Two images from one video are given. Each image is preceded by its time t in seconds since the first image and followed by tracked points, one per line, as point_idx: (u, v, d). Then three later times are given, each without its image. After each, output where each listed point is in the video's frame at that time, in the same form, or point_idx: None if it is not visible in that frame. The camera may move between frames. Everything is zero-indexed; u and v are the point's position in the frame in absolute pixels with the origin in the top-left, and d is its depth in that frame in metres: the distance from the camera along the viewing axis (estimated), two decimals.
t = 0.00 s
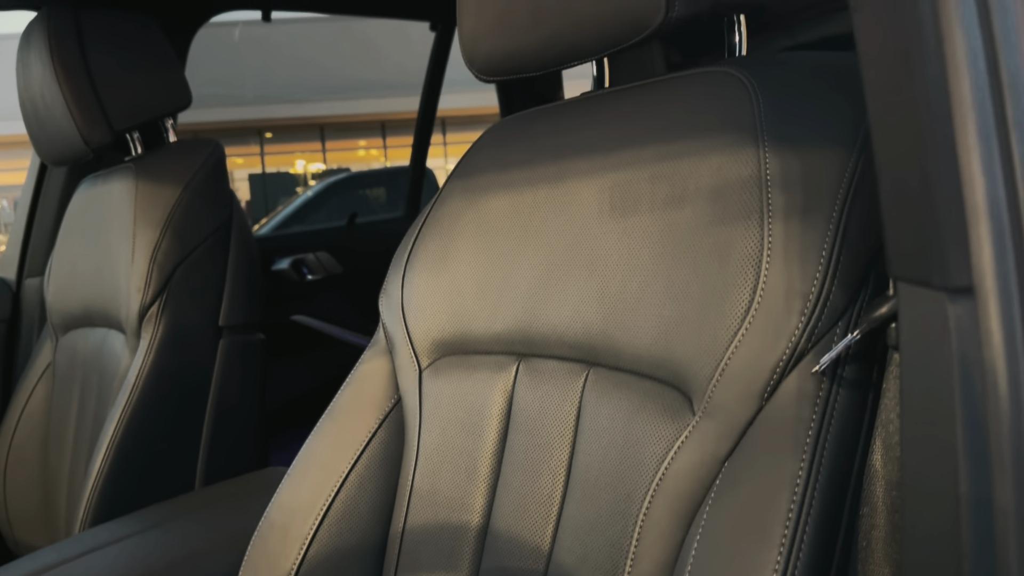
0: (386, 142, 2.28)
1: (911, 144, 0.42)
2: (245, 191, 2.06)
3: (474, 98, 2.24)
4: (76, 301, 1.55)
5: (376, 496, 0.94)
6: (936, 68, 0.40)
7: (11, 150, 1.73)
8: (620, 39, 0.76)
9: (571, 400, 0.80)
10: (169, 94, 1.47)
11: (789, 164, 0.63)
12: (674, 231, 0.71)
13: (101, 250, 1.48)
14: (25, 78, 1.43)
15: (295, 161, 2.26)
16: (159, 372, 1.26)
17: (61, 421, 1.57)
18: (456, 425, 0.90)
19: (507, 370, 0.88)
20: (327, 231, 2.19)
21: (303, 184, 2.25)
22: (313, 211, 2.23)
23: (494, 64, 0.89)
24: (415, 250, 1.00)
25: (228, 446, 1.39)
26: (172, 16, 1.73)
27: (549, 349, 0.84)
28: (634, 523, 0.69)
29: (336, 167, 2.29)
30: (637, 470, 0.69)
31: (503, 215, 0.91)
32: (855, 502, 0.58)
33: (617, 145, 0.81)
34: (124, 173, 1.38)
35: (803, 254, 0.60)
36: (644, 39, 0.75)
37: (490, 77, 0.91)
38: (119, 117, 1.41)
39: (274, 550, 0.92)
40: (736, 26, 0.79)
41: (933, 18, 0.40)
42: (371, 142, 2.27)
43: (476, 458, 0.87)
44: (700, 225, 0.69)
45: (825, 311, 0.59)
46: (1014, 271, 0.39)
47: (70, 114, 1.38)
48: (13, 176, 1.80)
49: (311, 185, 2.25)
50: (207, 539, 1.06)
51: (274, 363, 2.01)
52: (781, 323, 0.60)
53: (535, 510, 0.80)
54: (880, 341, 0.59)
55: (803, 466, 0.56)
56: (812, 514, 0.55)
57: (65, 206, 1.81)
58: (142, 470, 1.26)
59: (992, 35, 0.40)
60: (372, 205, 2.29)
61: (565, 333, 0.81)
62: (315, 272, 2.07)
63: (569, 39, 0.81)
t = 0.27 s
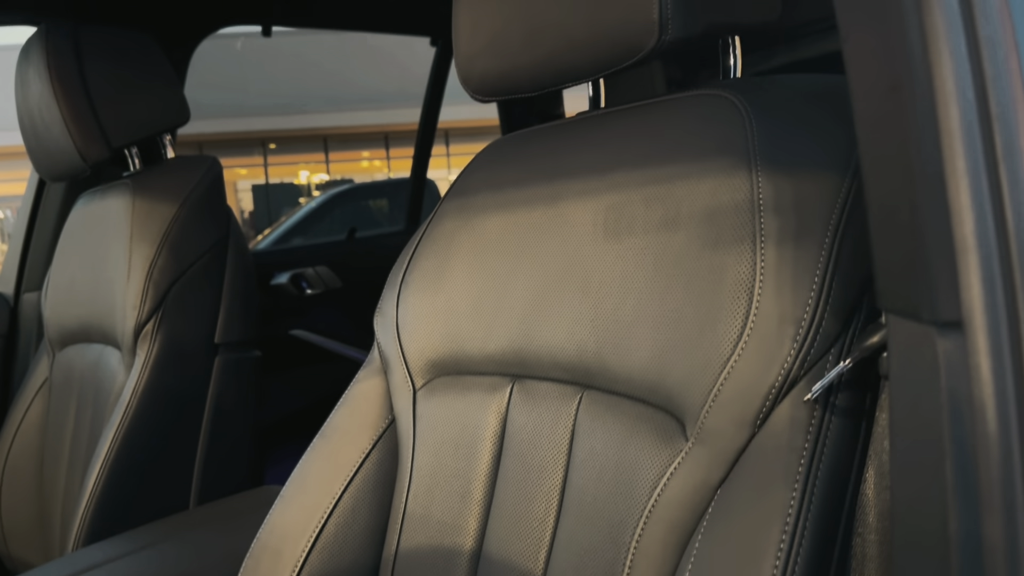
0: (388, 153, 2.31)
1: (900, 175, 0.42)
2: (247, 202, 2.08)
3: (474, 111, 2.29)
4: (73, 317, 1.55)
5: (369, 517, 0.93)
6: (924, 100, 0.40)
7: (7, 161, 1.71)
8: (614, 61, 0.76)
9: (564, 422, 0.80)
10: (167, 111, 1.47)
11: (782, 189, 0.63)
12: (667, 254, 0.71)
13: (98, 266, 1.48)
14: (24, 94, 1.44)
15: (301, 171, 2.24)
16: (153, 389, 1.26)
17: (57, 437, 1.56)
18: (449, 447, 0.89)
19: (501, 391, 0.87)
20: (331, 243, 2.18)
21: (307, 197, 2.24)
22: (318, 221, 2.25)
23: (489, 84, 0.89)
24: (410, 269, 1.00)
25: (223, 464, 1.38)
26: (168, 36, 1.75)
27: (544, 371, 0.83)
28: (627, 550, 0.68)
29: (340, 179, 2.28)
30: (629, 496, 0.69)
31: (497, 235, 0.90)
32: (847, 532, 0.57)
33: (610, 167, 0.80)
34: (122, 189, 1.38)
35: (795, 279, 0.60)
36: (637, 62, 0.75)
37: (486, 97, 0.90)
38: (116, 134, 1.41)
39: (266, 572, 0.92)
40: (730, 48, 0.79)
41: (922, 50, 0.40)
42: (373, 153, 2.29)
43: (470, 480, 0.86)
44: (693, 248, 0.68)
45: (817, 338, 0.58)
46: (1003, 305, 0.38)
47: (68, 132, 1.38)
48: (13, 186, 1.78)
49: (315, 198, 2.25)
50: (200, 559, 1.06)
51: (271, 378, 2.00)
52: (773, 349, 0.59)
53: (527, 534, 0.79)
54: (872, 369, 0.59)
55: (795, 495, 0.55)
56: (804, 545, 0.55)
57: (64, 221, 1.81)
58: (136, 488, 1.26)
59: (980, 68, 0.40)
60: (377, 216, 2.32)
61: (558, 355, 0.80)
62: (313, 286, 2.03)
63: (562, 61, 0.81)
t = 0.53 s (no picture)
0: (391, 163, 2.34)
1: (891, 209, 0.42)
2: (251, 211, 2.08)
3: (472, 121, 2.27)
4: (71, 332, 1.55)
5: (365, 538, 0.93)
6: (914, 135, 0.40)
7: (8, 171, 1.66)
8: (609, 84, 0.76)
9: (560, 445, 0.79)
10: (166, 127, 1.48)
11: (775, 215, 0.63)
12: (661, 277, 0.71)
13: (97, 281, 1.48)
14: (24, 110, 1.44)
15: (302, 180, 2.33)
16: (151, 406, 1.26)
17: (55, 453, 1.56)
18: (445, 467, 0.89)
19: (497, 412, 0.87)
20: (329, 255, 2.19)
21: (309, 205, 2.30)
22: (319, 233, 2.25)
23: (485, 105, 0.89)
24: (406, 288, 0.99)
25: (220, 480, 1.38)
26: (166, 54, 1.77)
27: (539, 392, 0.83)
28: None
29: (342, 188, 2.34)
30: (624, 521, 0.69)
31: (494, 256, 0.90)
32: (841, 561, 0.57)
33: (605, 189, 0.81)
34: (120, 205, 1.39)
35: (788, 306, 0.60)
36: (632, 85, 0.75)
37: (483, 118, 0.91)
38: (115, 150, 1.42)
39: None
40: (726, 72, 0.79)
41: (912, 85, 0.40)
42: (375, 162, 2.37)
43: (465, 502, 0.86)
44: (688, 272, 0.68)
45: (811, 365, 0.58)
46: (993, 344, 0.38)
47: (67, 147, 1.38)
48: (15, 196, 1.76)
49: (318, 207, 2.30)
50: None
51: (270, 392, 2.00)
52: (767, 377, 0.59)
53: (522, 557, 0.79)
54: (866, 397, 0.59)
55: (788, 525, 0.55)
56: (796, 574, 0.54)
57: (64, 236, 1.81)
58: (133, 505, 1.25)
59: (970, 100, 0.39)
60: (379, 226, 2.32)
61: (553, 376, 0.80)
62: (313, 298, 2.06)
63: (558, 83, 0.81)
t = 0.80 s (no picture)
0: (394, 173, 2.28)
1: (885, 241, 0.42)
2: (253, 221, 2.07)
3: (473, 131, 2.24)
4: (72, 346, 1.55)
5: (362, 556, 0.93)
6: (907, 169, 0.41)
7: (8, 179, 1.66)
8: (607, 106, 0.76)
9: (557, 466, 0.79)
10: (168, 143, 1.48)
11: (772, 239, 0.63)
12: (658, 299, 0.71)
13: (98, 295, 1.48)
14: (27, 124, 1.45)
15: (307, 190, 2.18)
16: (150, 422, 1.26)
17: (54, 467, 1.56)
18: (443, 487, 0.89)
19: (494, 431, 0.87)
20: (331, 271, 2.16)
21: (312, 216, 2.21)
22: (323, 241, 2.20)
23: (484, 124, 0.89)
24: (406, 305, 1.00)
25: (218, 496, 1.38)
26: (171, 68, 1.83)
27: (537, 413, 0.83)
28: None
29: (347, 199, 2.24)
30: (620, 543, 0.69)
31: (492, 275, 0.90)
32: None
33: (603, 210, 0.81)
34: (122, 220, 1.39)
35: (784, 331, 0.60)
36: (630, 107, 0.75)
37: (483, 137, 0.91)
38: (117, 165, 1.42)
39: None
40: (724, 94, 0.81)
41: (905, 121, 0.41)
42: (380, 173, 2.26)
43: (462, 521, 0.86)
44: (685, 295, 0.68)
45: (806, 391, 0.58)
46: (983, 378, 0.38)
47: (70, 162, 1.39)
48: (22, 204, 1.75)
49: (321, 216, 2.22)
50: None
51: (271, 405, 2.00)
52: (763, 402, 0.59)
53: None
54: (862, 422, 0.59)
55: (783, 551, 0.55)
56: None
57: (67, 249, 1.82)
58: (132, 521, 1.25)
59: (962, 134, 0.40)
60: (382, 236, 2.28)
61: (551, 397, 0.80)
62: (314, 313, 2.08)
63: (556, 104, 0.81)
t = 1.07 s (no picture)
0: (399, 182, 2.31)
1: (878, 270, 0.43)
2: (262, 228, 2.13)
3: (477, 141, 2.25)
4: (75, 359, 1.55)
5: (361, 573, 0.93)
6: (900, 198, 0.41)
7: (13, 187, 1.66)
8: (606, 126, 0.77)
9: (555, 484, 0.80)
10: (170, 156, 1.50)
11: (769, 261, 0.63)
12: (656, 320, 0.71)
13: (101, 308, 1.49)
14: (33, 138, 1.46)
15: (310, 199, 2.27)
16: (152, 436, 1.26)
17: (56, 479, 1.56)
18: (442, 503, 0.89)
19: (494, 449, 0.87)
20: (332, 285, 2.16)
21: (319, 224, 2.26)
22: (328, 249, 2.22)
23: (485, 142, 0.90)
24: (406, 320, 1.00)
25: (218, 508, 1.38)
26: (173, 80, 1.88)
27: (536, 431, 0.83)
28: None
29: (352, 208, 2.30)
30: (617, 564, 0.69)
31: (493, 292, 0.91)
32: None
33: (601, 230, 0.81)
34: (125, 233, 1.39)
35: (780, 354, 0.60)
36: (629, 128, 0.75)
37: (483, 155, 0.91)
38: (120, 178, 1.43)
39: None
40: (723, 114, 0.81)
41: (899, 150, 0.41)
42: (385, 182, 2.31)
43: (461, 538, 0.86)
44: (683, 316, 0.68)
45: (802, 415, 0.58)
46: (976, 409, 0.38)
47: (74, 176, 1.40)
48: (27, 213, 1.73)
49: (327, 224, 2.26)
50: None
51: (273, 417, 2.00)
52: (759, 425, 0.59)
53: None
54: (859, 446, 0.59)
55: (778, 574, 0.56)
56: None
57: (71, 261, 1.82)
58: (133, 535, 1.26)
59: (955, 165, 0.40)
60: (387, 246, 2.31)
61: (550, 415, 0.80)
62: (317, 324, 2.06)
63: (556, 124, 0.81)
